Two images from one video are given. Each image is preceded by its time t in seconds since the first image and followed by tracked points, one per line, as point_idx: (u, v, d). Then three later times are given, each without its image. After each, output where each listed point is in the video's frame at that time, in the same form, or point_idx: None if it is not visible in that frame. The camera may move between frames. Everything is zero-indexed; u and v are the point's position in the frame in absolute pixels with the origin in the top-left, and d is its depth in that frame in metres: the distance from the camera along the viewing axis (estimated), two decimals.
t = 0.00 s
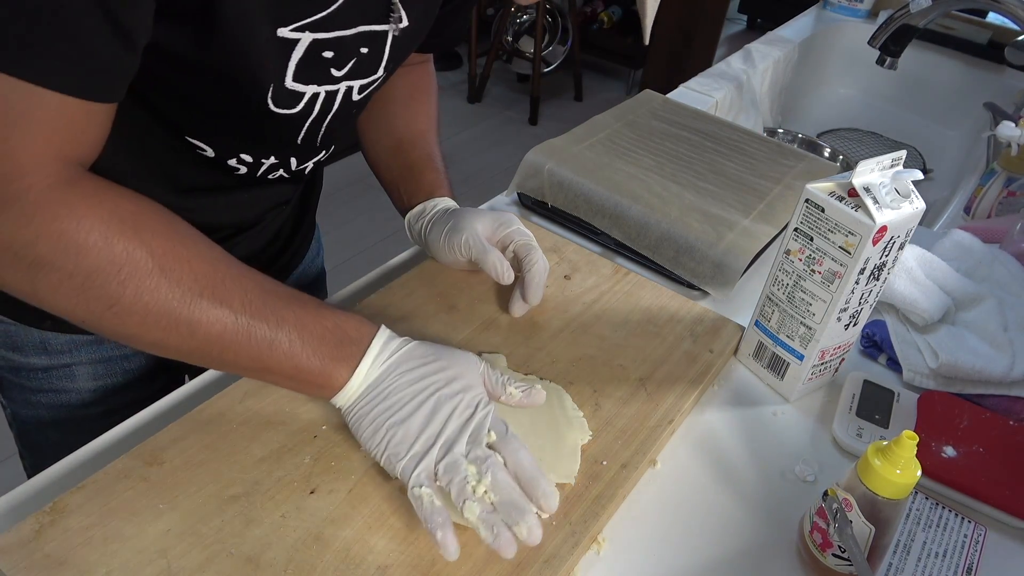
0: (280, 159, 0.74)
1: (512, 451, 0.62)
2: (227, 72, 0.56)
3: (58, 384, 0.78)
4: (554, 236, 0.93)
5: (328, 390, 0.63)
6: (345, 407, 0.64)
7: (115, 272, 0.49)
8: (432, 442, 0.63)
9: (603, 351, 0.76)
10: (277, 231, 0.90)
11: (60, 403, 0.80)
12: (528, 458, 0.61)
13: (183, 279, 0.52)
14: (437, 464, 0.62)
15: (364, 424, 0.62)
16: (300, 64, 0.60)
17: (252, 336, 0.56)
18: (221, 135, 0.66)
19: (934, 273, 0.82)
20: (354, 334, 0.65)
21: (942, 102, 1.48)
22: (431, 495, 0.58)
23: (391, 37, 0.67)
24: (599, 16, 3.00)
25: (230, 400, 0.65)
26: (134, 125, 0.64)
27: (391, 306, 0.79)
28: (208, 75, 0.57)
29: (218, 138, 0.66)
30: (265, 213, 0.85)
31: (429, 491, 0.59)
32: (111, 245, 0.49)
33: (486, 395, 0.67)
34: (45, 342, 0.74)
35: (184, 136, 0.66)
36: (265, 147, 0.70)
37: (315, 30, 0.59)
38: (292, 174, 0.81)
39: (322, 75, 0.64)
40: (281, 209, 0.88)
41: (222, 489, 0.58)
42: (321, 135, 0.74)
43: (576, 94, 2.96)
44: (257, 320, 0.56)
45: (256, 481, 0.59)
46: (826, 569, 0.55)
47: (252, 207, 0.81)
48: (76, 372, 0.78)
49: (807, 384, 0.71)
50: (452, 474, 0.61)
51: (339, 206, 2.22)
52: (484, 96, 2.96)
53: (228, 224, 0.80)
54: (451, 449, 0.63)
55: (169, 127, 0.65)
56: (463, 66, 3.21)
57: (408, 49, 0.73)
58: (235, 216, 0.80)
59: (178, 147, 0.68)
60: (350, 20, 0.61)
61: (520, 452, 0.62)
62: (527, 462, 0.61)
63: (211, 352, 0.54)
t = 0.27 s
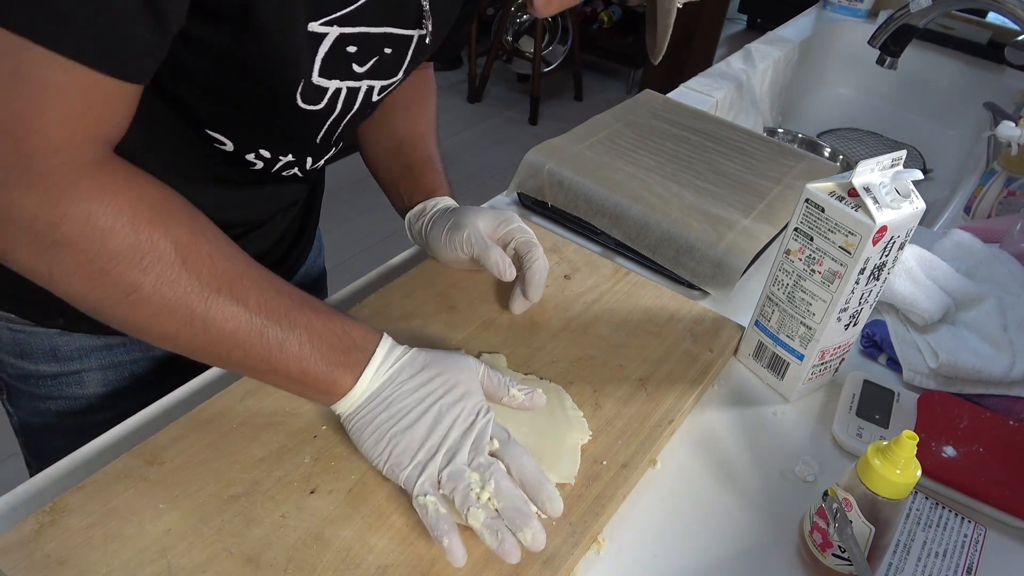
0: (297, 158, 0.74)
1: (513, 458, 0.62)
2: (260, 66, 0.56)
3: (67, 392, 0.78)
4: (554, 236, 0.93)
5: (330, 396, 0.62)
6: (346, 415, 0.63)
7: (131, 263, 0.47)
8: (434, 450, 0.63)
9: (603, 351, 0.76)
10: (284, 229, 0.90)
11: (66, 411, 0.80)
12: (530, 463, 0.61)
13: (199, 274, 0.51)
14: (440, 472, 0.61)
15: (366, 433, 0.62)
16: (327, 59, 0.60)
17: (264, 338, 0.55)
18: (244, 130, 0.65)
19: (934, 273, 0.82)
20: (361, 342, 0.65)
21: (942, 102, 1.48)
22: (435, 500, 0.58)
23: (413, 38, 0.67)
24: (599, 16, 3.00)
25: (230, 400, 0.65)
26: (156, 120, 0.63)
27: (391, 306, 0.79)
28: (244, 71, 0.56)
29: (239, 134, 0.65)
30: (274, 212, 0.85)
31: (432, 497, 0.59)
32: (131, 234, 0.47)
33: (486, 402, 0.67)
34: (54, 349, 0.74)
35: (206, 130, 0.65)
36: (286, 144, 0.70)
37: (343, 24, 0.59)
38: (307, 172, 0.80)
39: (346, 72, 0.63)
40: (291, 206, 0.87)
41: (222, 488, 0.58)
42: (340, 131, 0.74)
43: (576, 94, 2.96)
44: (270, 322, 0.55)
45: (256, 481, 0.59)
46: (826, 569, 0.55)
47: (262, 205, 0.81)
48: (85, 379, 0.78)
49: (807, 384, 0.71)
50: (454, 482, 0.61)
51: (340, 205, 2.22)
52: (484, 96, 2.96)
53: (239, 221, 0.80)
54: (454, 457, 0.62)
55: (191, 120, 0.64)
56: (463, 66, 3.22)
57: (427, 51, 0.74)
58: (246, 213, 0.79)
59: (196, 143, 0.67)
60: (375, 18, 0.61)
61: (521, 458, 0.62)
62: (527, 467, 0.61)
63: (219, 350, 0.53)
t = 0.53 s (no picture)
0: (316, 157, 0.75)
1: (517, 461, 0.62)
2: (282, 61, 0.56)
3: (76, 404, 0.78)
4: (554, 236, 0.93)
5: (332, 399, 0.62)
6: (347, 419, 0.63)
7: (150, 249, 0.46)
8: (436, 453, 0.63)
9: (603, 351, 0.76)
10: (293, 230, 0.90)
11: (73, 424, 0.80)
12: (534, 465, 0.61)
13: (215, 268, 0.50)
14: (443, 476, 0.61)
15: (369, 438, 0.61)
16: (352, 53, 0.60)
17: (274, 338, 0.54)
18: (265, 126, 0.65)
19: (934, 273, 0.82)
20: (367, 346, 0.65)
21: (942, 101, 1.48)
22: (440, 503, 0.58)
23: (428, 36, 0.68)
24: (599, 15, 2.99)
25: (230, 400, 0.65)
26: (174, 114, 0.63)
27: (390, 306, 0.79)
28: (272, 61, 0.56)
29: (262, 130, 0.65)
30: (288, 212, 0.84)
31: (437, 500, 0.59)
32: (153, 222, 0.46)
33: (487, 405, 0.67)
34: (64, 362, 0.74)
35: (226, 125, 0.65)
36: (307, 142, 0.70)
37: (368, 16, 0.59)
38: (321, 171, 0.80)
39: (364, 66, 0.63)
40: (303, 207, 0.87)
41: (222, 488, 0.58)
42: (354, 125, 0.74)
43: (576, 94, 2.96)
44: (282, 322, 0.55)
45: (256, 481, 0.59)
46: (826, 569, 0.55)
47: (274, 204, 0.81)
48: (95, 390, 0.78)
49: (807, 384, 0.71)
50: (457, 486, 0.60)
51: (339, 205, 2.22)
52: (484, 96, 2.96)
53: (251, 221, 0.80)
54: (458, 461, 0.62)
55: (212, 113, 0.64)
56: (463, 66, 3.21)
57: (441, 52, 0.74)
58: (258, 212, 0.79)
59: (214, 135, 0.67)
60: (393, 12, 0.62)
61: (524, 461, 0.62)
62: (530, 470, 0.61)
63: (229, 348, 0.52)
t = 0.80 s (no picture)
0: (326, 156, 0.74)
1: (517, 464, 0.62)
2: (293, 57, 0.56)
3: (73, 410, 0.78)
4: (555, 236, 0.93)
5: (335, 400, 0.61)
6: (348, 420, 0.63)
7: (161, 248, 0.46)
8: (438, 455, 0.63)
9: (603, 350, 0.76)
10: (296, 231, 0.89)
11: (70, 430, 0.80)
12: (535, 470, 0.61)
13: (224, 269, 0.50)
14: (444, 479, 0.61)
15: (371, 439, 0.61)
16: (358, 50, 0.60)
17: (281, 340, 0.54)
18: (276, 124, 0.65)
19: (934, 272, 0.82)
20: (371, 350, 0.64)
21: (942, 101, 1.48)
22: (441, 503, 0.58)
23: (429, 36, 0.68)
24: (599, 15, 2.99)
25: (230, 400, 0.65)
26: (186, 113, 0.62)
27: (390, 305, 0.79)
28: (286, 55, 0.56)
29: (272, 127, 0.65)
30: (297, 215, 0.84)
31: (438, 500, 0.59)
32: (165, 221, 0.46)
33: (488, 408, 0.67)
34: (59, 367, 0.74)
35: (238, 125, 0.65)
36: (316, 141, 0.70)
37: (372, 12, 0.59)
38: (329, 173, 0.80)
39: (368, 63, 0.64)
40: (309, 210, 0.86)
41: (222, 488, 0.58)
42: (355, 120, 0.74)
43: (576, 94, 2.95)
44: (289, 324, 0.55)
45: (256, 480, 0.59)
46: (826, 569, 0.55)
47: (286, 208, 0.80)
48: (91, 396, 0.78)
49: (807, 383, 0.71)
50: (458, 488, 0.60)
51: (339, 205, 2.22)
52: (483, 95, 2.96)
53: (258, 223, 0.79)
54: (459, 462, 0.62)
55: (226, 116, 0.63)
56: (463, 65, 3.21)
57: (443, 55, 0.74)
58: (265, 214, 0.78)
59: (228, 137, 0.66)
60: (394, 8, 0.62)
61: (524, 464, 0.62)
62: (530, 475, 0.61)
63: (234, 349, 0.52)
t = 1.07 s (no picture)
0: (290, 144, 0.73)
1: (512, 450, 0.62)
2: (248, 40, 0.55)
3: (61, 409, 0.78)
4: (555, 236, 0.93)
5: (324, 385, 0.62)
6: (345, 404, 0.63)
7: (112, 241, 0.46)
8: (429, 438, 0.63)
9: (604, 351, 0.76)
10: (280, 227, 0.89)
11: (59, 431, 0.80)
12: (523, 452, 0.61)
13: (184, 257, 0.51)
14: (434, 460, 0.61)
15: (364, 420, 0.62)
16: (319, 37, 0.60)
17: (251, 322, 0.54)
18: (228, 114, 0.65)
19: (934, 273, 0.82)
20: (352, 331, 0.64)
21: (942, 101, 1.48)
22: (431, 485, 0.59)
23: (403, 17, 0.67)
24: (599, 16, 2.99)
25: (230, 401, 0.65)
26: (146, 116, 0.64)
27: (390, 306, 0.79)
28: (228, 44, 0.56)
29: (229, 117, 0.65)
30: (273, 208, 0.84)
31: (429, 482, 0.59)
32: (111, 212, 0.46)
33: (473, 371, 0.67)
34: (45, 365, 0.74)
35: (193, 117, 0.65)
36: (284, 126, 0.69)
37: None
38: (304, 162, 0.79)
39: (336, 50, 0.63)
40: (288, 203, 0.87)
41: (222, 488, 0.58)
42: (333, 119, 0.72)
43: (576, 94, 2.96)
44: (258, 307, 0.54)
45: (256, 481, 0.59)
46: (826, 569, 0.56)
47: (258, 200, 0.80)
48: (78, 396, 0.78)
49: (807, 384, 0.71)
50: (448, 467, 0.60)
51: (339, 206, 2.22)
52: (484, 96, 2.96)
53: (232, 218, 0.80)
54: (449, 443, 0.62)
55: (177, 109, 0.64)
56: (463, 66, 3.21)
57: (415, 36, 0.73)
58: (241, 206, 0.79)
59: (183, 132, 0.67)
60: None
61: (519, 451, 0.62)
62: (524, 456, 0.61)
63: (203, 336, 0.52)
